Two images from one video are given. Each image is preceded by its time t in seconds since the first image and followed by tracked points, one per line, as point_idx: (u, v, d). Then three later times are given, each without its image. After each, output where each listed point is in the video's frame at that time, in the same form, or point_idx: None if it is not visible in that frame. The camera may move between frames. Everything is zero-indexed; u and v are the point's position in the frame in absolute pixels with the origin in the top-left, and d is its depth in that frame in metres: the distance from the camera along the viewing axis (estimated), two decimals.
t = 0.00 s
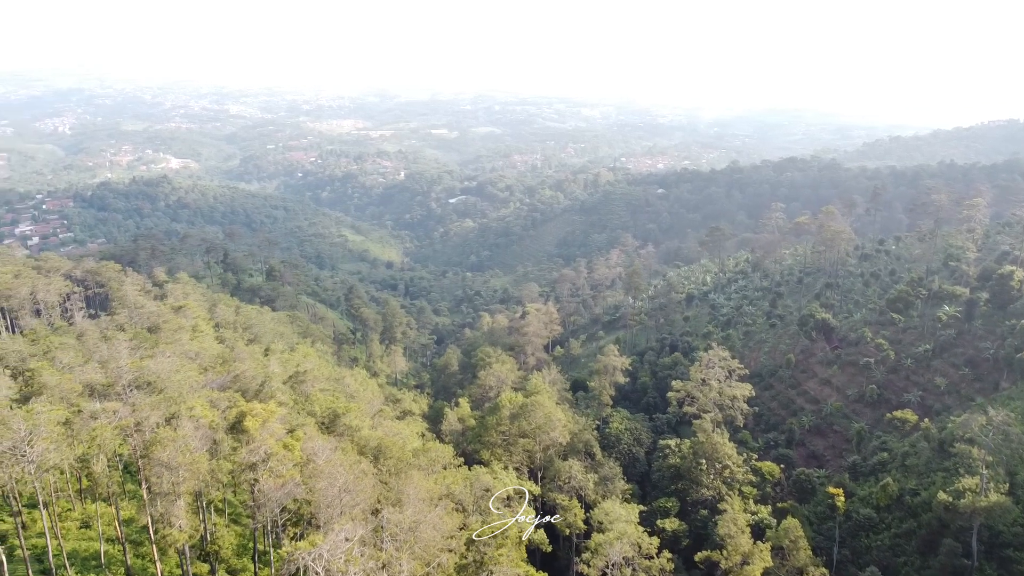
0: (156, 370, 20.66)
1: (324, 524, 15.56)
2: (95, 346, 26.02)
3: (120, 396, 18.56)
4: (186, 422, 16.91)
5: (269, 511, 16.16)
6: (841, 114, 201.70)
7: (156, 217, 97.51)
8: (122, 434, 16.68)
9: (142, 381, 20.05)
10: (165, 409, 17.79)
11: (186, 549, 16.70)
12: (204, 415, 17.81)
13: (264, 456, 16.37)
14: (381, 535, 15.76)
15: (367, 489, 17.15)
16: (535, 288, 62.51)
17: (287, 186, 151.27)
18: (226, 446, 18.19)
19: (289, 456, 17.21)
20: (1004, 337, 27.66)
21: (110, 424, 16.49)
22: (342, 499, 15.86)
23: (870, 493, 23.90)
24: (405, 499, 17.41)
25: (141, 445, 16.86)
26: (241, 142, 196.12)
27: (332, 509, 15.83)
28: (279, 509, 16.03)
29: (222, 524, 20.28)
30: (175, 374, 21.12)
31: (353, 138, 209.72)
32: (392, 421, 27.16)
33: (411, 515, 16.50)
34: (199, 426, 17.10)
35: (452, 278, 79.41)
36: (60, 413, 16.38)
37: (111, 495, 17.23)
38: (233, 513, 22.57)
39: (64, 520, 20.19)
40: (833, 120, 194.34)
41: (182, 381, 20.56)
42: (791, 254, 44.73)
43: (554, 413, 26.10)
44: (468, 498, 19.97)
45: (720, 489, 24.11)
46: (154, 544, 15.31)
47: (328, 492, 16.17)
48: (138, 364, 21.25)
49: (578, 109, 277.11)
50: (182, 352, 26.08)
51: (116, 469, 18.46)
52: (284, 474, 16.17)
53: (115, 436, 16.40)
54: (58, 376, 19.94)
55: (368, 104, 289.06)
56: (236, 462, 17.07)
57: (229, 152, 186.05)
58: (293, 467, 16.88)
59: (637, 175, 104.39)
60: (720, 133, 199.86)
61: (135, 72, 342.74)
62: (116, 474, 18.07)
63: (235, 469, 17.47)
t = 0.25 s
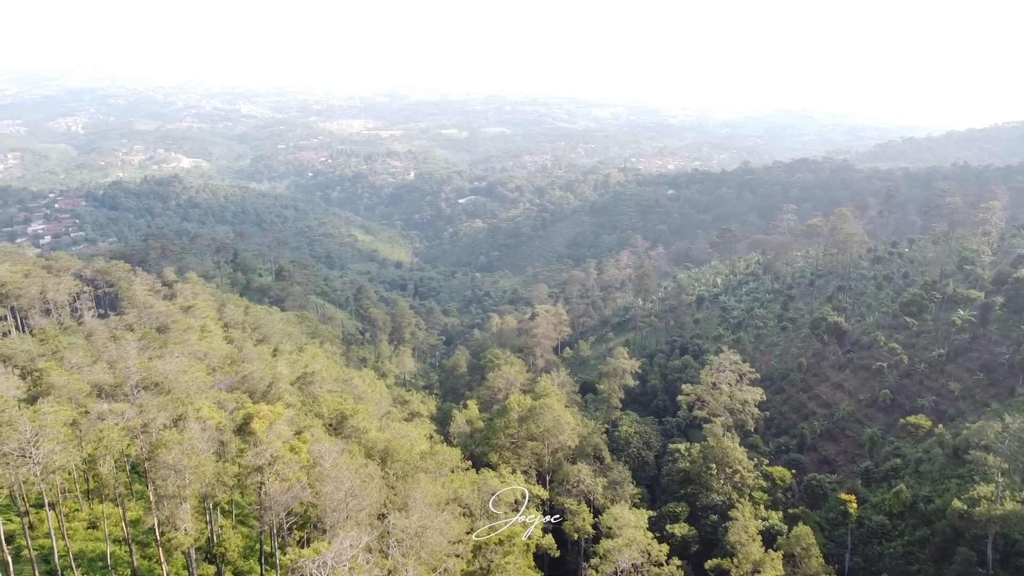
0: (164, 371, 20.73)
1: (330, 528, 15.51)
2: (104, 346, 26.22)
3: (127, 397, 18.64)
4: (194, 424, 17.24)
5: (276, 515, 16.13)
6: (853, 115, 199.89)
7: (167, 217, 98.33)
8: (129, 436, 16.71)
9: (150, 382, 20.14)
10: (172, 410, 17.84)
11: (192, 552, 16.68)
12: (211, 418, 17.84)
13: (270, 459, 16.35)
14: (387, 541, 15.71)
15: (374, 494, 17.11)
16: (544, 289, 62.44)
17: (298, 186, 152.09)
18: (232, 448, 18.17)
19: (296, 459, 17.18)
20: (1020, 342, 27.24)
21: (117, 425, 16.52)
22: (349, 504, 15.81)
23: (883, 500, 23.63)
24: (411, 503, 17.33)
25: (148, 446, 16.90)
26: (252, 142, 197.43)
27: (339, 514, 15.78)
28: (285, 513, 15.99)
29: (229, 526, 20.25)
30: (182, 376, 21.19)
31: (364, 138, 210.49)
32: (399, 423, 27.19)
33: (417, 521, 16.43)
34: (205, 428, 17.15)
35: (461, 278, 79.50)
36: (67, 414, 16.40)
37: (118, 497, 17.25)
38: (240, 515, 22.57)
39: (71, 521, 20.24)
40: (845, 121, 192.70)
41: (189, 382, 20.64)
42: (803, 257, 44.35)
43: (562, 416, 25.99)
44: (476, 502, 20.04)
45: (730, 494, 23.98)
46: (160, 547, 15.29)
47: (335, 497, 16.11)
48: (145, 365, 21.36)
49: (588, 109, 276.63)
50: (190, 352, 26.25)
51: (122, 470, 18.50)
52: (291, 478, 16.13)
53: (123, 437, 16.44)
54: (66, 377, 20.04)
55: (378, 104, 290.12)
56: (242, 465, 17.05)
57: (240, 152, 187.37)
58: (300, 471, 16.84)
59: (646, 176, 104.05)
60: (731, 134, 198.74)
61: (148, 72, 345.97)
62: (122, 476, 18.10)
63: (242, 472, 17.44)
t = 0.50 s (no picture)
0: (171, 372, 20.88)
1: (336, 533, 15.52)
2: (112, 346, 26.47)
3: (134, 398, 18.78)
4: (200, 427, 17.48)
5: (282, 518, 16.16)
6: (866, 116, 198.10)
7: (178, 216, 99.18)
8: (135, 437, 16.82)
9: (157, 383, 20.33)
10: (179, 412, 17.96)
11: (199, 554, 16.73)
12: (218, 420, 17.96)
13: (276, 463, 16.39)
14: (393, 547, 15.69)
15: (379, 498, 17.10)
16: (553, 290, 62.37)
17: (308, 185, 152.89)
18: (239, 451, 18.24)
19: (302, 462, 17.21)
20: None
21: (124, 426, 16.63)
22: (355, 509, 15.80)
23: (895, 507, 23.36)
24: (417, 508, 17.32)
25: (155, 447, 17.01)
26: (263, 141, 198.71)
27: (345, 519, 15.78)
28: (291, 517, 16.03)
29: (235, 529, 20.29)
30: (189, 377, 21.34)
31: (373, 138, 211.30)
32: (407, 425, 27.22)
33: (424, 526, 16.40)
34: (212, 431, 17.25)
35: (470, 279, 79.58)
36: (74, 415, 16.54)
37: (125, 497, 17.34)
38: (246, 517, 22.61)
39: (78, 521, 20.34)
40: (857, 122, 191.00)
41: (196, 383, 20.79)
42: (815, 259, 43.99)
43: (571, 420, 25.94)
44: (483, 507, 20.09)
45: (741, 500, 23.81)
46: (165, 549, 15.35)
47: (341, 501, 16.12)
48: (153, 365, 21.54)
49: (597, 109, 276.09)
50: (198, 353, 26.45)
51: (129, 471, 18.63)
52: (297, 481, 16.14)
53: (129, 439, 16.55)
54: (74, 377, 20.21)
55: (388, 104, 291.18)
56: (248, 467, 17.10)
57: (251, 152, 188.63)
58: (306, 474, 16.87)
59: (657, 177, 103.70)
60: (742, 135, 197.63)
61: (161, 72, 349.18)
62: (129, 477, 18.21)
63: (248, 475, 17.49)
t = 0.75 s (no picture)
0: (180, 374, 21.00)
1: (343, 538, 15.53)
2: (121, 346, 26.69)
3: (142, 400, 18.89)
4: (207, 429, 17.56)
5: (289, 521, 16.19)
6: (879, 116, 196.21)
7: (189, 215, 100.00)
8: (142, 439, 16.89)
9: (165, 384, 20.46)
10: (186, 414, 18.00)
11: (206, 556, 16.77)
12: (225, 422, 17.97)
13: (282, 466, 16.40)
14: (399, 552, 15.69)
15: (386, 502, 17.10)
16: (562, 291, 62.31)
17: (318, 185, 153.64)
18: (245, 453, 18.27)
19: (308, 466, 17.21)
20: None
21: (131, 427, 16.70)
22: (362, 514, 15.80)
23: (908, 514, 23.08)
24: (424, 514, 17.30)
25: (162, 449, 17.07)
26: (274, 141, 199.91)
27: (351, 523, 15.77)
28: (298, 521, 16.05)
29: (242, 531, 20.32)
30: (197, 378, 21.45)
31: (384, 138, 212.05)
32: (415, 427, 27.25)
33: (430, 532, 16.39)
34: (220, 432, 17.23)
35: (480, 279, 79.66)
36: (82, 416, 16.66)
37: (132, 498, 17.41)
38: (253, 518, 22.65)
39: (86, 521, 20.42)
40: (870, 123, 189.09)
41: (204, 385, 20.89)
42: (827, 261, 43.60)
43: (580, 423, 25.84)
44: (491, 511, 20.09)
45: (752, 505, 23.66)
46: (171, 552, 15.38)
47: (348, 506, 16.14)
48: (161, 366, 21.69)
49: (608, 109, 275.38)
50: (207, 353, 26.63)
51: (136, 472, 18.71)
52: (304, 485, 16.16)
53: (137, 441, 16.62)
54: (82, 377, 20.37)
55: (399, 104, 292.19)
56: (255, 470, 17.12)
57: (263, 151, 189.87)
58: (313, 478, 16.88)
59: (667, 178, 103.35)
60: (753, 136, 196.43)
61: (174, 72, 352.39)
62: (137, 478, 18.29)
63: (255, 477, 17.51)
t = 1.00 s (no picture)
0: (187, 376, 21.15)
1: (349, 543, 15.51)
2: (131, 346, 26.91)
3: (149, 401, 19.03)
4: (214, 431, 17.66)
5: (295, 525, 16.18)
6: (893, 117, 194.19)
7: (200, 214, 100.79)
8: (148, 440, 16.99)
9: (172, 385, 20.65)
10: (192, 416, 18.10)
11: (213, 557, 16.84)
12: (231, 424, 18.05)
13: (287, 470, 16.45)
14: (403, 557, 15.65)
15: (393, 507, 17.05)
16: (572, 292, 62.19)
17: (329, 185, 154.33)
18: (252, 455, 18.32)
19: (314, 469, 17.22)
20: None
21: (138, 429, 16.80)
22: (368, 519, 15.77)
23: (922, 521, 22.78)
24: (431, 518, 17.25)
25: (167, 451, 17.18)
26: (285, 141, 201.00)
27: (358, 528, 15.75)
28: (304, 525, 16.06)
29: (248, 534, 20.36)
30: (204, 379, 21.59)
31: (395, 138, 212.88)
32: (422, 428, 27.26)
33: (436, 538, 16.33)
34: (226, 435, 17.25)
35: (489, 279, 79.67)
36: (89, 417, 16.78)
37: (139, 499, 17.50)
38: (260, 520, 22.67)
39: (93, 523, 20.54)
40: (883, 124, 187.28)
41: (211, 386, 21.02)
42: (839, 264, 43.15)
43: (588, 427, 25.71)
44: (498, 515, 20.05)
45: (762, 511, 23.48)
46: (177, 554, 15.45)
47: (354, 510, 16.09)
48: (168, 367, 21.85)
49: (618, 109, 274.59)
50: (215, 354, 26.81)
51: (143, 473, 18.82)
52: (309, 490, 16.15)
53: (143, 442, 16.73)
54: (90, 377, 20.56)
55: (409, 103, 293.16)
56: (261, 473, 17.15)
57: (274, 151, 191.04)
58: (319, 483, 16.87)
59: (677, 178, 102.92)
60: (765, 137, 195.11)
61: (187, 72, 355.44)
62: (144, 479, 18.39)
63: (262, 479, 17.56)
